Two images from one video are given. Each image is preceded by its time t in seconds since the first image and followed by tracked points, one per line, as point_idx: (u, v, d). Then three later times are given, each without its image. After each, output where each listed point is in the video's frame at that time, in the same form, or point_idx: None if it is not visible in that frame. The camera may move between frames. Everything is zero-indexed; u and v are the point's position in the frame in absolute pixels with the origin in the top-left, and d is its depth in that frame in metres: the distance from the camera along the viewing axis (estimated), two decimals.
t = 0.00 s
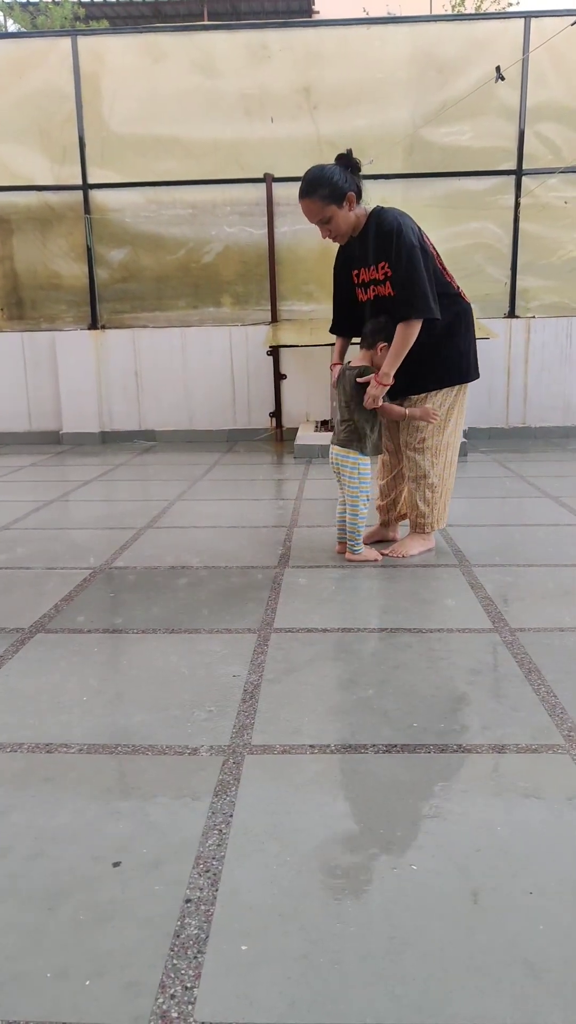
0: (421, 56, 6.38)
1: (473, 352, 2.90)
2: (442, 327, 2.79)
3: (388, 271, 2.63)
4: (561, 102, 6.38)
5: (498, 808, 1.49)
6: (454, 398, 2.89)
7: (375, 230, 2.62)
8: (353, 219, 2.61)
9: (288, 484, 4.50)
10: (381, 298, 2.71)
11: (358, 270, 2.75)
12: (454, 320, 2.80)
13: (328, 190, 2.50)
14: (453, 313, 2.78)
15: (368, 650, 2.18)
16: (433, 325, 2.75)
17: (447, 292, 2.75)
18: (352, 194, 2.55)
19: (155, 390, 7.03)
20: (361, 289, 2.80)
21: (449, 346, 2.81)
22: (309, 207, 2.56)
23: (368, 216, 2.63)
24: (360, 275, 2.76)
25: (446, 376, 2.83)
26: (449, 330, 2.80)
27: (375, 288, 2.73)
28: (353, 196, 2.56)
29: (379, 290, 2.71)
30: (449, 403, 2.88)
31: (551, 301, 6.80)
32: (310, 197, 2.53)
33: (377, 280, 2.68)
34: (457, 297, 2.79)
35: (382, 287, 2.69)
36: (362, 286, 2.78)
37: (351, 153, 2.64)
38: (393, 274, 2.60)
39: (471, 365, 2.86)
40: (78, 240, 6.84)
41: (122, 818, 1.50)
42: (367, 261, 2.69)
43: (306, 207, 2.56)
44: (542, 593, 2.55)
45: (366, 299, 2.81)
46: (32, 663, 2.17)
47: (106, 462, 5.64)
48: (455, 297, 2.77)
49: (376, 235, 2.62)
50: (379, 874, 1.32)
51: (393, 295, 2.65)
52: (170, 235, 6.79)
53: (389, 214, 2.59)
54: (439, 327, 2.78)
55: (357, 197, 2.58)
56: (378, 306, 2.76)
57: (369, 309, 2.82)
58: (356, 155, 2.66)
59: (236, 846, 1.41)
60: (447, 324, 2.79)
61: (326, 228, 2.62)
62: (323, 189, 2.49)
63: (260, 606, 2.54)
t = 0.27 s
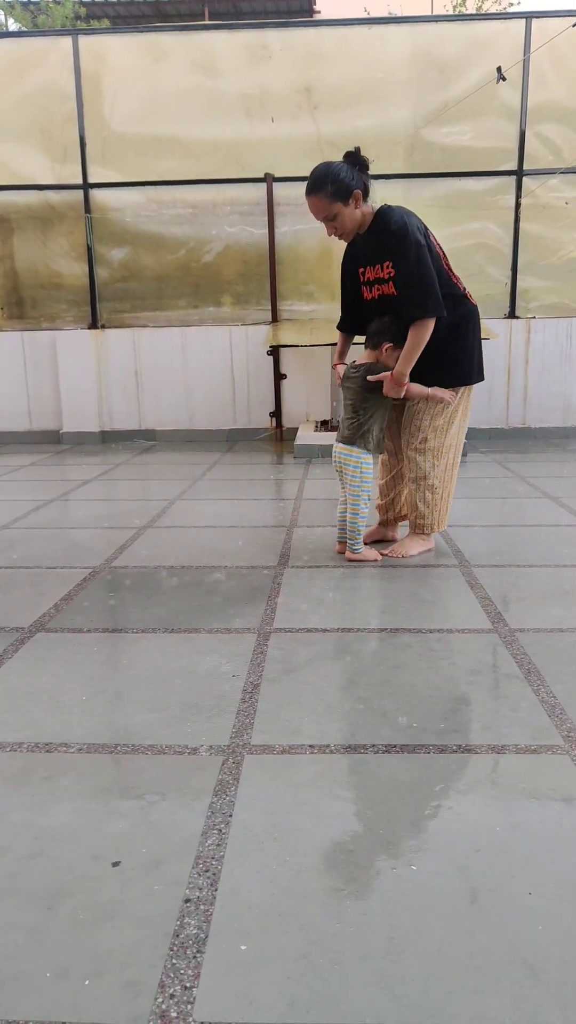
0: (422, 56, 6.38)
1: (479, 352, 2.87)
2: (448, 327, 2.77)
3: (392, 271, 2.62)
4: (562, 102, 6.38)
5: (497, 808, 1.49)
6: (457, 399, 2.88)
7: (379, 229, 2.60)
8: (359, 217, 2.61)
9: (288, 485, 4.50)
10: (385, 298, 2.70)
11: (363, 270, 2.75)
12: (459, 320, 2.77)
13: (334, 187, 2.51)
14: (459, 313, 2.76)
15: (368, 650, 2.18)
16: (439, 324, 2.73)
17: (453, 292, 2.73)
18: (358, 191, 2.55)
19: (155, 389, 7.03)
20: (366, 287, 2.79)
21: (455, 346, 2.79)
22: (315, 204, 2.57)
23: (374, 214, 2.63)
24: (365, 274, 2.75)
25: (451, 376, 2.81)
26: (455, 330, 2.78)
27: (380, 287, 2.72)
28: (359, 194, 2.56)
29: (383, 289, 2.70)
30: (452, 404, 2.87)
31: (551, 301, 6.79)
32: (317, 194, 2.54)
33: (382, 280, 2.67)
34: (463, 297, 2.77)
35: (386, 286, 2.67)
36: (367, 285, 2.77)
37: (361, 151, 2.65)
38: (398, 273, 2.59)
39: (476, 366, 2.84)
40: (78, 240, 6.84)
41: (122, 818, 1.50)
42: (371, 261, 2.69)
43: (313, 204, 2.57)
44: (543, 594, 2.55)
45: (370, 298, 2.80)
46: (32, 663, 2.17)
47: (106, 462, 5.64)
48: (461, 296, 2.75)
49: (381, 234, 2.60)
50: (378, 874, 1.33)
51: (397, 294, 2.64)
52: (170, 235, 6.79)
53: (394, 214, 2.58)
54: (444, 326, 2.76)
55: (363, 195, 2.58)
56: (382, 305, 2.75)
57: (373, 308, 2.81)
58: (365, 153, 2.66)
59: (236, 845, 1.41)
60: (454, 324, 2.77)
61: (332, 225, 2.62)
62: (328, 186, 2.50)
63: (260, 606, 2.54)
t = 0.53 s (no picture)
0: (420, 54, 6.37)
1: (485, 350, 2.86)
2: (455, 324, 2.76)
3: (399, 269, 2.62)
4: (561, 100, 6.37)
5: (496, 806, 1.50)
6: (464, 397, 2.87)
7: (384, 227, 2.60)
8: (363, 216, 2.61)
9: (288, 484, 4.50)
10: (391, 296, 2.70)
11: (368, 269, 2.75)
12: (466, 319, 2.77)
13: (339, 186, 2.50)
14: (466, 311, 2.75)
15: (367, 649, 2.18)
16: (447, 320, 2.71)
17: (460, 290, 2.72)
18: (363, 190, 2.55)
19: (155, 389, 7.03)
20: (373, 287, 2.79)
21: (461, 344, 2.78)
22: (320, 202, 2.57)
23: (379, 213, 2.62)
24: (371, 273, 2.75)
25: (457, 373, 2.81)
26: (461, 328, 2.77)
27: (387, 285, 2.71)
28: (364, 193, 2.56)
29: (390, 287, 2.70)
30: (458, 402, 2.87)
31: (551, 299, 6.78)
32: (321, 193, 2.53)
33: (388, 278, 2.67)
34: (469, 294, 2.75)
35: (393, 284, 2.67)
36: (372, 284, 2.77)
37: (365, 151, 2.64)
38: (406, 270, 2.58)
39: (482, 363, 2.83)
40: (77, 239, 6.83)
41: (122, 817, 1.50)
42: (377, 260, 2.69)
43: (317, 203, 2.57)
44: (542, 592, 2.55)
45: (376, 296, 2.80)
46: (31, 663, 2.17)
47: (105, 461, 5.64)
48: (467, 294, 2.74)
49: (387, 233, 2.60)
50: (377, 872, 1.33)
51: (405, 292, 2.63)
52: (169, 233, 6.79)
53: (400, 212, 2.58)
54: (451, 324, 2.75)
55: (368, 194, 2.58)
56: (389, 303, 2.74)
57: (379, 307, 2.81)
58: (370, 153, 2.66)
59: (235, 844, 1.41)
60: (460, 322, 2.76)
61: (337, 224, 2.62)
62: (333, 185, 2.49)
63: (260, 605, 2.54)
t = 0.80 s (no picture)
0: (419, 53, 6.37)
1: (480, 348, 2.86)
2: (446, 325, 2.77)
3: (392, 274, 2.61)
4: (559, 99, 6.38)
5: (491, 802, 1.50)
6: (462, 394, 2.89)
7: (377, 234, 2.59)
8: (355, 224, 2.59)
9: (286, 483, 4.50)
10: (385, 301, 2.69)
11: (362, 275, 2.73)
12: (461, 318, 2.78)
13: (330, 194, 2.49)
14: (461, 311, 2.76)
15: (365, 647, 2.17)
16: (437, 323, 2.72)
17: (455, 291, 2.72)
18: (354, 199, 2.53)
19: (154, 387, 7.03)
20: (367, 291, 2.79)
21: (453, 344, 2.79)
22: (311, 211, 2.55)
23: (371, 220, 2.61)
24: (364, 279, 2.74)
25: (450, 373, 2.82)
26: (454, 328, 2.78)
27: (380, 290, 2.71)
28: (356, 201, 2.54)
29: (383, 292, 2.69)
30: (457, 398, 2.88)
31: (549, 298, 6.79)
32: (312, 201, 2.52)
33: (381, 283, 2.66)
34: (463, 295, 2.75)
35: (386, 289, 2.66)
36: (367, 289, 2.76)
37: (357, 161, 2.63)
38: (397, 276, 2.58)
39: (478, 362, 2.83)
40: (74, 237, 6.83)
41: (118, 816, 1.50)
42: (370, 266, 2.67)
43: (309, 210, 2.55)
44: (540, 591, 2.55)
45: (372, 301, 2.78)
46: (27, 662, 2.16)
47: (102, 460, 5.64)
48: (460, 295, 2.74)
49: (378, 238, 2.59)
50: (374, 870, 1.32)
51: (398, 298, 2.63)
52: (167, 231, 6.79)
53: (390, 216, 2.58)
54: (446, 324, 2.76)
55: (359, 203, 2.56)
56: (383, 308, 2.74)
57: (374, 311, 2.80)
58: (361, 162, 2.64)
59: (232, 843, 1.41)
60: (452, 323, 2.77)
61: (328, 232, 2.60)
62: (324, 193, 2.48)
63: (257, 603, 2.53)
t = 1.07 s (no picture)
0: (386, 63, 6.50)
1: (451, 343, 2.88)
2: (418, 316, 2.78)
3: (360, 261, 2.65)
4: (524, 103, 6.54)
5: (482, 796, 1.48)
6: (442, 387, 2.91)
7: (344, 222, 2.64)
8: (325, 213, 2.63)
9: (270, 487, 4.49)
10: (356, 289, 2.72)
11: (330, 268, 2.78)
12: (430, 312, 2.79)
13: (301, 181, 2.53)
14: (429, 305, 2.78)
15: (352, 648, 2.15)
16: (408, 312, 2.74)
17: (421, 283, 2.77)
18: (324, 187, 2.57)
19: (134, 397, 7.04)
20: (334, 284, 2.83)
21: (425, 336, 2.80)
22: (282, 199, 2.58)
23: (339, 210, 2.66)
24: (333, 270, 2.77)
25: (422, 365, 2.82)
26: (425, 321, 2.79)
27: (348, 281, 2.75)
28: (325, 190, 2.58)
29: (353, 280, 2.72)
30: (439, 391, 2.90)
31: (523, 297, 6.90)
32: (283, 188, 2.55)
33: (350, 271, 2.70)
34: (431, 288, 2.79)
35: (355, 278, 2.71)
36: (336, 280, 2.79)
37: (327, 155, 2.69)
38: (365, 262, 2.62)
39: (449, 355, 2.84)
40: (49, 248, 6.85)
41: (105, 827, 1.46)
42: (339, 257, 2.71)
43: (280, 198, 2.58)
44: (526, 584, 2.55)
45: (342, 293, 2.82)
46: (10, 675, 2.12)
47: (84, 469, 5.60)
48: (429, 288, 2.78)
49: (345, 227, 2.64)
50: (367, 872, 1.29)
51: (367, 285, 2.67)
52: (142, 241, 6.83)
53: (356, 207, 2.63)
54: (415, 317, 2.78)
55: (329, 192, 2.61)
56: (352, 298, 2.78)
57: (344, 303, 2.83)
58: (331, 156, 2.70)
59: (222, 850, 1.37)
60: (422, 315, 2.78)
61: (298, 219, 2.62)
62: (295, 179, 2.51)
63: (244, 609, 2.51)
